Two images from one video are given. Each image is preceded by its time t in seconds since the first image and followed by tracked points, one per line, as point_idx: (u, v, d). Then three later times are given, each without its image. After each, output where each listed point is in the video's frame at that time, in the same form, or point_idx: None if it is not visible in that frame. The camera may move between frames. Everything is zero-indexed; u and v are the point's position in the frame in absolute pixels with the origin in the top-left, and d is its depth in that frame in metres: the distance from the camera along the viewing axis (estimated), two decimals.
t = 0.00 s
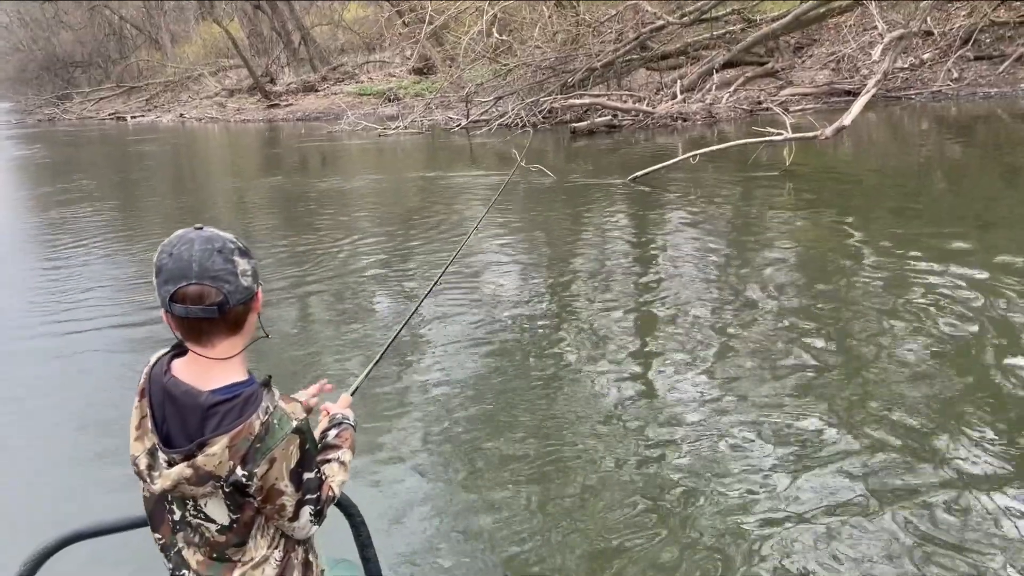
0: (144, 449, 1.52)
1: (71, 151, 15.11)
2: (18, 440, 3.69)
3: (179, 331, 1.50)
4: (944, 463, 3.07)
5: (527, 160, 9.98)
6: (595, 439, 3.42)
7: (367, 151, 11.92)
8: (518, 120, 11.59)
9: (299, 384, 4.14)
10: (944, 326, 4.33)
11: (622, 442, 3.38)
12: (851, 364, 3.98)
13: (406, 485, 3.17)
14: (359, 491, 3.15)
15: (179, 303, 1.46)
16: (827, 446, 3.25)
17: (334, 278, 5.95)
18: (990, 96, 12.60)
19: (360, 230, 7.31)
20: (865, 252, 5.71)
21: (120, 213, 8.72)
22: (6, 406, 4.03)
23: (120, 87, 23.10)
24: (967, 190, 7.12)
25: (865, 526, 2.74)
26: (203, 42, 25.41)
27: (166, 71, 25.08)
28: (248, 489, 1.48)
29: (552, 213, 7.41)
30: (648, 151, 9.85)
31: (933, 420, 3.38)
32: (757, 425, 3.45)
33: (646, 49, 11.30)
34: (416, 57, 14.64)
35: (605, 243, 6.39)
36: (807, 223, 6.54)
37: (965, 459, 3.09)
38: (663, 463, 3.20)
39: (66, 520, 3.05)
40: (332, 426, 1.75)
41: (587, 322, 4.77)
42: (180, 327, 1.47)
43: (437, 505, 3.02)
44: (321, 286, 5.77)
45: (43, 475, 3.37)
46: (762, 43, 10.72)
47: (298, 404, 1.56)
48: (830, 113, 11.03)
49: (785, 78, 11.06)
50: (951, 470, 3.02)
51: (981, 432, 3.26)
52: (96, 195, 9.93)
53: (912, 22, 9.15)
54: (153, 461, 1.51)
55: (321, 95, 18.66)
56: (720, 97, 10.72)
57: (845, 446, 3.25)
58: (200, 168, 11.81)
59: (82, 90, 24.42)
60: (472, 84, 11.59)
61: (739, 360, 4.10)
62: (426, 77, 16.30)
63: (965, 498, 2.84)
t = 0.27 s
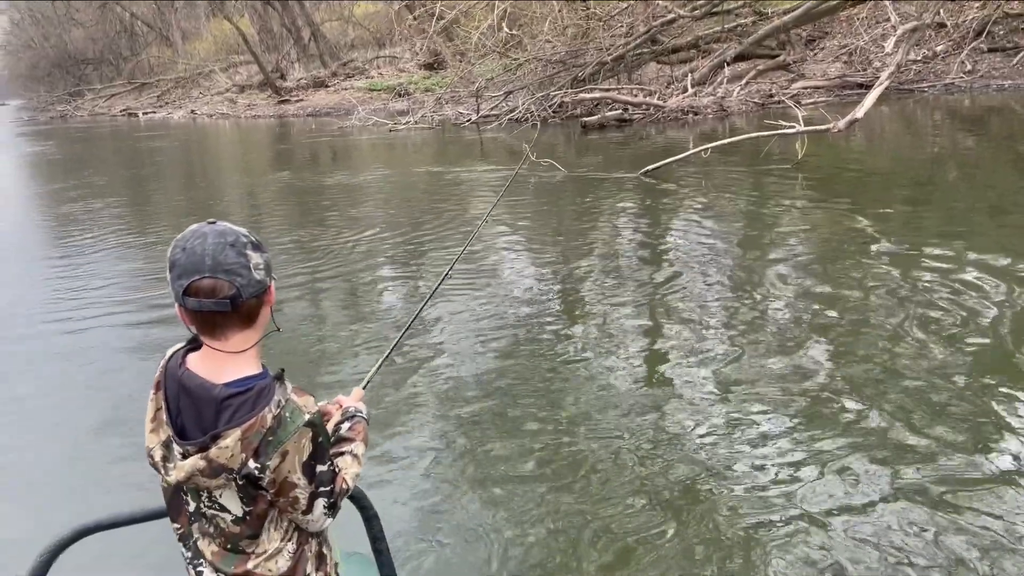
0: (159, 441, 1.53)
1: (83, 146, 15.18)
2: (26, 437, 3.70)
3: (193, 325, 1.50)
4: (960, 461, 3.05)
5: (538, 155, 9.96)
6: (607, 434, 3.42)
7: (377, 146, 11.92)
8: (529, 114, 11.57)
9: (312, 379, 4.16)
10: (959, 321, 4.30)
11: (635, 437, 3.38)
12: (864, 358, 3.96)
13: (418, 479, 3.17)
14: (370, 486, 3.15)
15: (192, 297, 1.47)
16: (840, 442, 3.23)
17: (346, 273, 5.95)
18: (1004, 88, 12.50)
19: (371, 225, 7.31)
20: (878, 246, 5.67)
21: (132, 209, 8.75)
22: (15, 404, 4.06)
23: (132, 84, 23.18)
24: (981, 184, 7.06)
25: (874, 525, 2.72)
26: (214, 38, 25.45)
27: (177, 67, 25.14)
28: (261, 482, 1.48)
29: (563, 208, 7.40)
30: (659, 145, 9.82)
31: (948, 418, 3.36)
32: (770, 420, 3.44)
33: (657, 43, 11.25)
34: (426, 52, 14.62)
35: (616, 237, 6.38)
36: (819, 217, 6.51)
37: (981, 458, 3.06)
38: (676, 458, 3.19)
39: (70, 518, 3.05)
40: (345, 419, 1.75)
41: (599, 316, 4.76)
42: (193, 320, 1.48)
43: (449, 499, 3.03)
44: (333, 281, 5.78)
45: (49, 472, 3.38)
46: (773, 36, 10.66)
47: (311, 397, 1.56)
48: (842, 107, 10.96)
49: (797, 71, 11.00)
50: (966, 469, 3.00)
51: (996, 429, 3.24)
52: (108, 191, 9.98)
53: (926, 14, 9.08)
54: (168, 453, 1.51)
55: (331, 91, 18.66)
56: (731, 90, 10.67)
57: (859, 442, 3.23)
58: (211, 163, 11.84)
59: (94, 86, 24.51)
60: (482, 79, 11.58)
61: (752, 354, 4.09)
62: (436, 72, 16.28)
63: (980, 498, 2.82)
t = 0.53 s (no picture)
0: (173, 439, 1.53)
1: (99, 143, 15.28)
2: (24, 438, 3.68)
3: (205, 322, 1.51)
4: (976, 458, 3.01)
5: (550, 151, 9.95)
6: (619, 430, 3.41)
7: (390, 143, 11.93)
8: (541, 110, 11.55)
9: (325, 374, 4.17)
10: (975, 317, 4.26)
11: (648, 433, 3.37)
12: (879, 355, 3.93)
13: (431, 475, 3.18)
14: (380, 482, 3.16)
15: (205, 295, 1.47)
16: (854, 439, 3.21)
17: (359, 268, 5.97)
18: (1021, 83, 12.37)
19: (384, 221, 7.32)
20: (892, 242, 5.63)
21: (147, 205, 8.80)
22: (16, 403, 4.04)
23: (147, 80, 23.30)
24: (998, 179, 7.00)
25: (885, 523, 2.69)
26: (228, 34, 25.53)
27: (192, 64, 25.25)
28: (276, 477, 1.49)
29: (575, 203, 7.39)
30: (673, 140, 9.78)
31: (963, 413, 3.33)
32: (784, 417, 3.42)
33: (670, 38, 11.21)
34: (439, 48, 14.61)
35: (629, 233, 6.36)
36: (834, 213, 6.46)
37: (997, 454, 3.03)
38: (688, 455, 3.18)
39: (68, 521, 3.03)
40: (356, 413, 1.75)
41: (612, 312, 4.75)
42: (206, 318, 1.49)
43: (461, 495, 3.04)
44: (346, 277, 5.79)
45: (47, 475, 3.36)
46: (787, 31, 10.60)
47: (323, 391, 1.56)
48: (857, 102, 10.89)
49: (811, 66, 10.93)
50: (983, 465, 2.97)
51: (1012, 425, 3.21)
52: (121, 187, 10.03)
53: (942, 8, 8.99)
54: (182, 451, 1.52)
55: (345, 87, 18.69)
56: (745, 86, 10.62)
57: (873, 438, 3.21)
58: (226, 159, 11.89)
59: (109, 82, 24.66)
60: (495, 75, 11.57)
61: (765, 351, 4.07)
62: (449, 68, 16.27)
63: (997, 495, 2.79)
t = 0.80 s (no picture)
0: (197, 438, 1.55)
1: (122, 139, 15.42)
2: (26, 438, 3.68)
3: (227, 319, 1.53)
4: (996, 459, 3.00)
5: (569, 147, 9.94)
6: (637, 427, 3.42)
7: (409, 139, 11.97)
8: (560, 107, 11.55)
9: (345, 369, 4.21)
10: (997, 317, 4.23)
11: (666, 430, 3.37)
12: (899, 353, 3.91)
13: (448, 470, 3.20)
14: (397, 478, 3.18)
15: (226, 292, 1.49)
16: (872, 438, 3.19)
17: (378, 264, 6.00)
18: None
19: (403, 216, 7.35)
20: (914, 240, 5.59)
21: (169, 200, 8.88)
22: (22, 402, 4.04)
23: (169, 76, 23.49)
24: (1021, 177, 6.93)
25: (905, 525, 2.67)
26: (249, 30, 25.67)
27: (213, 60, 25.42)
28: (301, 471, 1.51)
29: (594, 200, 7.38)
30: (692, 137, 9.75)
31: (984, 414, 3.31)
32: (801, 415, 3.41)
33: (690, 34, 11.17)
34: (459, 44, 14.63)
35: (648, 229, 6.36)
36: (854, 210, 6.43)
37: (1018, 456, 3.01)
38: (704, 453, 3.18)
39: (70, 523, 3.03)
40: (373, 407, 1.77)
41: (630, 308, 4.75)
42: (228, 315, 1.51)
43: (478, 490, 3.05)
44: (365, 272, 5.83)
45: (48, 476, 3.35)
46: (809, 27, 10.53)
47: (344, 386, 1.58)
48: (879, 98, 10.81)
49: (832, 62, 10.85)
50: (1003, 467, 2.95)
51: None
52: (143, 182, 10.13)
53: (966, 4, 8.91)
54: (206, 448, 1.53)
55: (364, 83, 18.76)
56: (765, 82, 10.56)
57: (892, 438, 3.19)
58: (247, 155, 11.97)
59: (132, 78, 24.88)
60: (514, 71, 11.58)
61: (784, 348, 4.06)
62: (469, 64, 16.30)
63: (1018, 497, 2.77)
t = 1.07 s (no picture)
0: (223, 434, 1.55)
1: (147, 133, 15.56)
2: (52, 430, 3.72)
3: (254, 317, 1.53)
4: None
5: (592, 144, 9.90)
6: (658, 424, 3.40)
7: (431, 135, 11.97)
8: (583, 103, 11.51)
9: (367, 364, 4.22)
10: None
11: (688, 428, 3.35)
12: (925, 353, 3.86)
13: (469, 466, 3.20)
14: (418, 473, 3.18)
15: (254, 290, 1.50)
16: (897, 440, 3.15)
17: (400, 259, 6.01)
18: None
19: (425, 212, 7.36)
20: (942, 239, 5.52)
21: (193, 194, 8.95)
22: (27, 400, 4.04)
23: (193, 72, 23.66)
24: None
25: (931, 531, 2.62)
26: (273, 26, 25.80)
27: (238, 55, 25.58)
28: (326, 467, 1.51)
29: (616, 197, 7.35)
30: (715, 134, 9.68)
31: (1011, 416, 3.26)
32: (824, 415, 3.38)
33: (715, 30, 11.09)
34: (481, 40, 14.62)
35: (671, 226, 6.32)
36: (880, 209, 6.35)
37: None
38: (726, 451, 3.16)
39: (93, 515, 3.06)
40: (396, 402, 1.76)
41: (653, 306, 4.72)
42: (255, 313, 1.51)
43: (498, 487, 3.05)
44: (387, 267, 5.84)
45: (59, 473, 3.35)
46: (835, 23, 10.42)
47: (368, 382, 1.58)
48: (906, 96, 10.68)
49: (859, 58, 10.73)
50: None
51: None
52: (167, 177, 10.20)
53: None
54: (232, 445, 1.54)
55: (387, 79, 18.80)
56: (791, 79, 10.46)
57: (917, 439, 3.15)
58: (270, 150, 12.03)
59: (158, 74, 25.09)
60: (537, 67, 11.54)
61: (808, 348, 4.02)
62: (491, 60, 16.29)
63: None
